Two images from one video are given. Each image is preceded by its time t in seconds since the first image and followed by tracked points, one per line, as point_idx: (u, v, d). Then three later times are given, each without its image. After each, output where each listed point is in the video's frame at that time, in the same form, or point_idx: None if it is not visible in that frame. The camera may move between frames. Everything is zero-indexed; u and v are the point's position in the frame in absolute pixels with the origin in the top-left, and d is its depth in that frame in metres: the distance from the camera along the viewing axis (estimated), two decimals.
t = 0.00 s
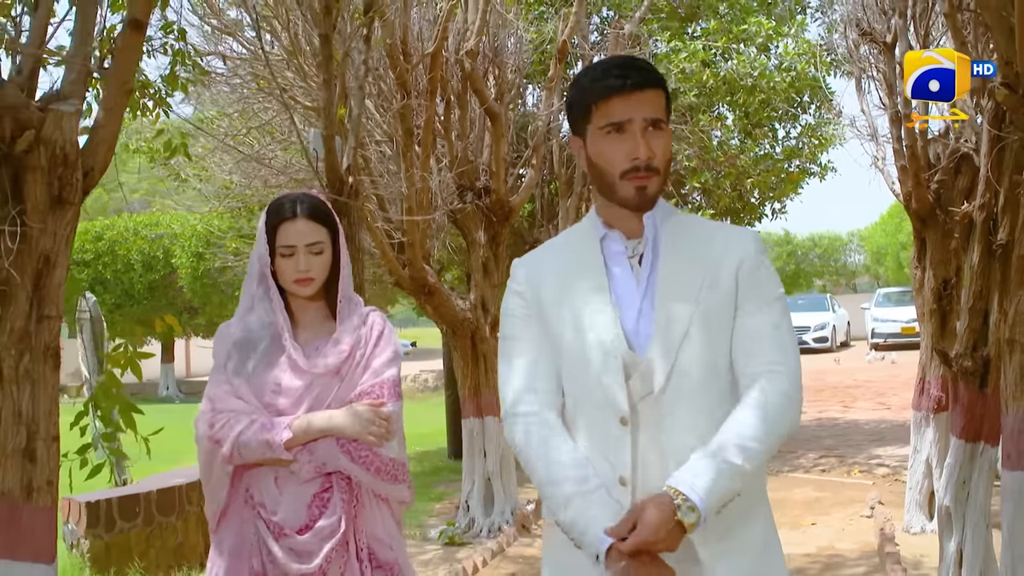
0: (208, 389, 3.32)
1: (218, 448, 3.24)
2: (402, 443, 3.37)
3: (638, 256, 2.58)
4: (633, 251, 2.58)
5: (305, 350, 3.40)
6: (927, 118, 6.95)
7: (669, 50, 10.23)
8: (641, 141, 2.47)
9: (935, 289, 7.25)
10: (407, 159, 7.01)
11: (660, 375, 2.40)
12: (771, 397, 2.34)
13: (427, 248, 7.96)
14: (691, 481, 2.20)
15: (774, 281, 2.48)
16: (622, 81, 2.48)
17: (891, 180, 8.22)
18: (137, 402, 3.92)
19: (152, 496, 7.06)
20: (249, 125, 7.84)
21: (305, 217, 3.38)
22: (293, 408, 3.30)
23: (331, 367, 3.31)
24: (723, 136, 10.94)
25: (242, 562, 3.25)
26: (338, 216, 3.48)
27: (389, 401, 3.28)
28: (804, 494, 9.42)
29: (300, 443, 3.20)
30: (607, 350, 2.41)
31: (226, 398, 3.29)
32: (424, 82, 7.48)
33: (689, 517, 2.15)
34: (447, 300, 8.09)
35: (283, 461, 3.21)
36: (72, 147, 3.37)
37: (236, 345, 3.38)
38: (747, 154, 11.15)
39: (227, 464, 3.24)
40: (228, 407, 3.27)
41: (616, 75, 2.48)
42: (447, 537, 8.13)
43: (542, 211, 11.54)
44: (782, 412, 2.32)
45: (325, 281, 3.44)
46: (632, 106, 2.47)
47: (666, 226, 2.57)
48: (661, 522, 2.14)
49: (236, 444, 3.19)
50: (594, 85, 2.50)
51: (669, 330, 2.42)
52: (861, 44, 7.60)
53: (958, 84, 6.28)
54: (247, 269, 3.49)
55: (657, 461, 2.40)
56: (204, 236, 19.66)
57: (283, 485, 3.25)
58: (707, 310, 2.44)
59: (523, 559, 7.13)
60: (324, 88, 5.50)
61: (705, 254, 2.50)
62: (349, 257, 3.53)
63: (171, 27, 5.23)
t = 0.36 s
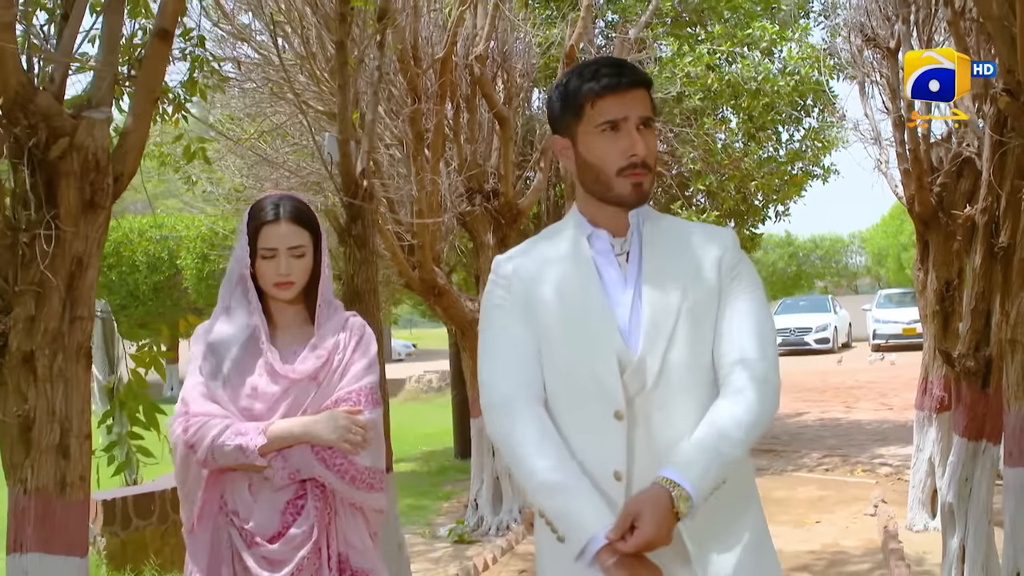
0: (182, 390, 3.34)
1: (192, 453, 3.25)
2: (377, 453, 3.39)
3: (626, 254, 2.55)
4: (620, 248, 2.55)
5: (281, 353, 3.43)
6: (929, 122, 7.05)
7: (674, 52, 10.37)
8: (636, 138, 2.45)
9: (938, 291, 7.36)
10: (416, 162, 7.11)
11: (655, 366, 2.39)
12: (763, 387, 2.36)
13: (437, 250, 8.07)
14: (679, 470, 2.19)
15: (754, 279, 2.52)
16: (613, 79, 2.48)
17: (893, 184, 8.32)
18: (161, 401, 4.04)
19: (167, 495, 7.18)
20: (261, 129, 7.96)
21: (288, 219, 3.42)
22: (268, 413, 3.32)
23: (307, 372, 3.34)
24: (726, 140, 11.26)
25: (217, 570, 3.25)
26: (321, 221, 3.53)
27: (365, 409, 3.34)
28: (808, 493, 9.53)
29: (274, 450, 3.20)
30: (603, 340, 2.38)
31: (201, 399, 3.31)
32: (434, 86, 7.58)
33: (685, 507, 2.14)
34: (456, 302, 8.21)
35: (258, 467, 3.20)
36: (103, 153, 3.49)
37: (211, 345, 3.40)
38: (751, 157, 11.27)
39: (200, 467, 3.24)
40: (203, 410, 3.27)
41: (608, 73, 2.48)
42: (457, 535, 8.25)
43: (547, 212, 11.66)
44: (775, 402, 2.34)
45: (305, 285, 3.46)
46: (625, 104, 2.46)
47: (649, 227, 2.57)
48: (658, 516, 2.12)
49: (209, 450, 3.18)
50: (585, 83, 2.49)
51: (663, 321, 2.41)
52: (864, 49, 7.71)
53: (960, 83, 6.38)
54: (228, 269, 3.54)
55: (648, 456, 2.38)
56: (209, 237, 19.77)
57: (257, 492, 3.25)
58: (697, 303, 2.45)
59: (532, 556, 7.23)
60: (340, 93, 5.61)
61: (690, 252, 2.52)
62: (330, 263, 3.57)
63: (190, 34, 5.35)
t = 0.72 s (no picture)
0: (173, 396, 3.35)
1: (185, 460, 3.28)
2: (366, 453, 3.45)
3: (622, 258, 2.55)
4: (617, 252, 2.55)
5: (270, 354, 3.47)
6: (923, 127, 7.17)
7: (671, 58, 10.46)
8: (637, 142, 2.46)
9: (933, 293, 7.51)
10: (419, 168, 7.21)
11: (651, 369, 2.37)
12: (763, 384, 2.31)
13: (439, 253, 8.17)
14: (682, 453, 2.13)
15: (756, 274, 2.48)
16: (611, 84, 2.48)
17: (889, 187, 8.43)
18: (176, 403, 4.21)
19: (175, 495, 7.29)
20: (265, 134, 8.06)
21: (275, 221, 3.50)
22: (257, 417, 3.35)
23: (295, 373, 3.37)
24: (723, 144, 11.39)
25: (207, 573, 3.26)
26: (306, 222, 3.59)
27: (353, 409, 3.39)
28: (805, 493, 9.64)
29: (263, 452, 3.25)
30: (597, 346, 2.37)
31: (193, 403, 3.33)
32: (435, 93, 7.68)
33: (684, 488, 2.08)
34: (458, 304, 8.32)
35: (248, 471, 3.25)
36: (123, 161, 3.60)
37: (200, 347, 3.41)
38: (748, 160, 11.40)
39: (194, 473, 3.27)
40: (193, 417, 3.30)
41: (605, 77, 2.48)
42: (459, 535, 8.36)
43: (546, 216, 11.78)
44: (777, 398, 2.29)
45: (292, 285, 3.52)
46: (624, 108, 2.47)
47: (647, 227, 2.55)
48: (656, 498, 2.06)
49: (201, 453, 3.23)
50: (583, 87, 2.49)
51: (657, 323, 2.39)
52: (860, 55, 7.82)
53: (960, 80, 6.07)
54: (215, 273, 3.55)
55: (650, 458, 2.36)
56: (210, 241, 19.90)
57: (248, 494, 3.29)
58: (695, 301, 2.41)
59: (533, 554, 7.34)
60: (346, 101, 5.72)
61: (688, 250, 2.48)
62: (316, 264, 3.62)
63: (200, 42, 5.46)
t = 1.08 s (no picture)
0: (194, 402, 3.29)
1: (206, 464, 3.22)
2: (385, 455, 3.36)
3: (659, 265, 2.63)
4: (654, 259, 2.63)
5: (287, 358, 3.39)
6: (925, 132, 7.28)
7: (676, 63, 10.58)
8: (677, 144, 2.55)
9: (936, 295, 7.59)
10: (429, 171, 7.33)
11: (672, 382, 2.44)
12: (779, 416, 2.37)
13: (448, 256, 8.29)
14: (692, 480, 2.28)
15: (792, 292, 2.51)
16: (650, 89, 2.59)
17: (892, 191, 8.55)
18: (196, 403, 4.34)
19: (190, 494, 7.44)
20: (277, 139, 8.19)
21: (293, 223, 3.45)
22: (275, 422, 3.27)
23: (310, 378, 3.29)
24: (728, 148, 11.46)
25: None
26: (325, 227, 3.55)
27: (370, 409, 3.29)
28: (809, 492, 9.76)
29: (281, 457, 3.17)
30: (620, 360, 2.47)
31: (212, 412, 3.26)
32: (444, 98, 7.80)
33: (695, 515, 2.23)
34: (467, 307, 8.46)
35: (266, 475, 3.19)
36: (148, 168, 3.72)
37: (219, 351, 3.35)
38: (753, 164, 11.53)
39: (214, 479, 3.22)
40: (213, 423, 3.24)
41: (645, 83, 2.59)
42: (468, 534, 8.49)
43: (553, 218, 11.91)
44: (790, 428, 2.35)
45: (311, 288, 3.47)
46: (663, 112, 2.57)
47: (687, 237, 2.61)
48: (664, 512, 2.23)
49: (220, 460, 3.17)
50: (624, 93, 2.60)
51: (684, 338, 2.45)
52: (863, 60, 7.92)
53: (960, 81, 6.14)
54: (231, 277, 3.49)
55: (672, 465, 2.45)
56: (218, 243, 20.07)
57: (266, 498, 3.22)
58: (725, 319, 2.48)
59: (542, 552, 7.47)
60: (359, 107, 5.86)
61: (723, 265, 2.53)
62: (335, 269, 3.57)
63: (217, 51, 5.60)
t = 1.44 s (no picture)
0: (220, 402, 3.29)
1: (228, 464, 3.17)
2: (414, 451, 3.24)
3: (704, 259, 2.49)
4: (700, 252, 2.49)
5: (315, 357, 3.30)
6: (927, 138, 7.37)
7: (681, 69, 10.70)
8: (731, 135, 2.40)
9: (937, 299, 7.67)
10: (437, 176, 7.44)
11: (699, 380, 2.32)
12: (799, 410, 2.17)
13: (456, 260, 8.40)
14: (693, 445, 2.12)
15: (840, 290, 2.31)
16: (707, 74, 2.43)
17: (894, 197, 8.66)
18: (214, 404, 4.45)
19: (202, 494, 7.56)
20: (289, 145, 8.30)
21: (318, 219, 3.33)
22: (300, 420, 3.21)
23: (337, 375, 3.22)
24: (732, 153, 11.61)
25: None
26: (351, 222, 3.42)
27: (397, 406, 3.18)
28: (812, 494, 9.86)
29: (305, 456, 3.09)
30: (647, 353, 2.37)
31: (234, 411, 3.26)
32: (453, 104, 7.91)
33: (680, 477, 2.09)
34: (475, 309, 8.58)
35: (291, 475, 3.10)
36: (170, 176, 3.84)
37: (245, 353, 3.31)
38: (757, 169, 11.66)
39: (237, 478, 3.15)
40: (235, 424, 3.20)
41: (702, 68, 2.43)
42: (475, 533, 8.59)
43: (558, 222, 12.04)
44: (815, 430, 2.15)
45: (336, 287, 3.35)
46: (719, 99, 2.41)
47: (737, 226, 2.45)
48: (650, 476, 2.09)
49: (241, 460, 3.10)
50: (681, 77, 2.45)
51: (713, 336, 2.32)
52: (866, 67, 8.03)
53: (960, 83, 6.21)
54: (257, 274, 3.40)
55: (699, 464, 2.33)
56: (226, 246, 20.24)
57: (292, 500, 3.15)
58: (758, 313, 2.33)
59: (548, 552, 7.57)
60: (370, 115, 5.99)
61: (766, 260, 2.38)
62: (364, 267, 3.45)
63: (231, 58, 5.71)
